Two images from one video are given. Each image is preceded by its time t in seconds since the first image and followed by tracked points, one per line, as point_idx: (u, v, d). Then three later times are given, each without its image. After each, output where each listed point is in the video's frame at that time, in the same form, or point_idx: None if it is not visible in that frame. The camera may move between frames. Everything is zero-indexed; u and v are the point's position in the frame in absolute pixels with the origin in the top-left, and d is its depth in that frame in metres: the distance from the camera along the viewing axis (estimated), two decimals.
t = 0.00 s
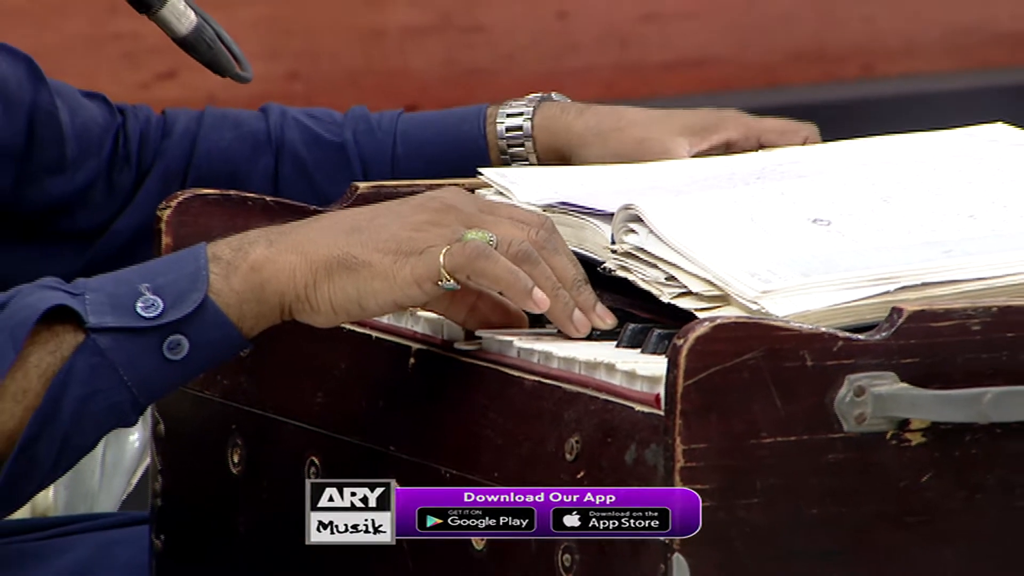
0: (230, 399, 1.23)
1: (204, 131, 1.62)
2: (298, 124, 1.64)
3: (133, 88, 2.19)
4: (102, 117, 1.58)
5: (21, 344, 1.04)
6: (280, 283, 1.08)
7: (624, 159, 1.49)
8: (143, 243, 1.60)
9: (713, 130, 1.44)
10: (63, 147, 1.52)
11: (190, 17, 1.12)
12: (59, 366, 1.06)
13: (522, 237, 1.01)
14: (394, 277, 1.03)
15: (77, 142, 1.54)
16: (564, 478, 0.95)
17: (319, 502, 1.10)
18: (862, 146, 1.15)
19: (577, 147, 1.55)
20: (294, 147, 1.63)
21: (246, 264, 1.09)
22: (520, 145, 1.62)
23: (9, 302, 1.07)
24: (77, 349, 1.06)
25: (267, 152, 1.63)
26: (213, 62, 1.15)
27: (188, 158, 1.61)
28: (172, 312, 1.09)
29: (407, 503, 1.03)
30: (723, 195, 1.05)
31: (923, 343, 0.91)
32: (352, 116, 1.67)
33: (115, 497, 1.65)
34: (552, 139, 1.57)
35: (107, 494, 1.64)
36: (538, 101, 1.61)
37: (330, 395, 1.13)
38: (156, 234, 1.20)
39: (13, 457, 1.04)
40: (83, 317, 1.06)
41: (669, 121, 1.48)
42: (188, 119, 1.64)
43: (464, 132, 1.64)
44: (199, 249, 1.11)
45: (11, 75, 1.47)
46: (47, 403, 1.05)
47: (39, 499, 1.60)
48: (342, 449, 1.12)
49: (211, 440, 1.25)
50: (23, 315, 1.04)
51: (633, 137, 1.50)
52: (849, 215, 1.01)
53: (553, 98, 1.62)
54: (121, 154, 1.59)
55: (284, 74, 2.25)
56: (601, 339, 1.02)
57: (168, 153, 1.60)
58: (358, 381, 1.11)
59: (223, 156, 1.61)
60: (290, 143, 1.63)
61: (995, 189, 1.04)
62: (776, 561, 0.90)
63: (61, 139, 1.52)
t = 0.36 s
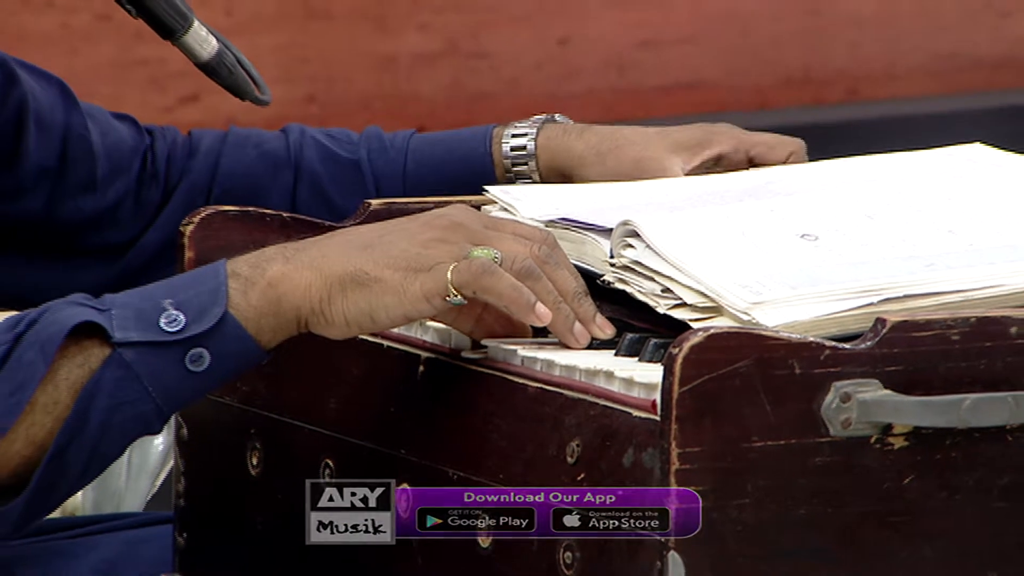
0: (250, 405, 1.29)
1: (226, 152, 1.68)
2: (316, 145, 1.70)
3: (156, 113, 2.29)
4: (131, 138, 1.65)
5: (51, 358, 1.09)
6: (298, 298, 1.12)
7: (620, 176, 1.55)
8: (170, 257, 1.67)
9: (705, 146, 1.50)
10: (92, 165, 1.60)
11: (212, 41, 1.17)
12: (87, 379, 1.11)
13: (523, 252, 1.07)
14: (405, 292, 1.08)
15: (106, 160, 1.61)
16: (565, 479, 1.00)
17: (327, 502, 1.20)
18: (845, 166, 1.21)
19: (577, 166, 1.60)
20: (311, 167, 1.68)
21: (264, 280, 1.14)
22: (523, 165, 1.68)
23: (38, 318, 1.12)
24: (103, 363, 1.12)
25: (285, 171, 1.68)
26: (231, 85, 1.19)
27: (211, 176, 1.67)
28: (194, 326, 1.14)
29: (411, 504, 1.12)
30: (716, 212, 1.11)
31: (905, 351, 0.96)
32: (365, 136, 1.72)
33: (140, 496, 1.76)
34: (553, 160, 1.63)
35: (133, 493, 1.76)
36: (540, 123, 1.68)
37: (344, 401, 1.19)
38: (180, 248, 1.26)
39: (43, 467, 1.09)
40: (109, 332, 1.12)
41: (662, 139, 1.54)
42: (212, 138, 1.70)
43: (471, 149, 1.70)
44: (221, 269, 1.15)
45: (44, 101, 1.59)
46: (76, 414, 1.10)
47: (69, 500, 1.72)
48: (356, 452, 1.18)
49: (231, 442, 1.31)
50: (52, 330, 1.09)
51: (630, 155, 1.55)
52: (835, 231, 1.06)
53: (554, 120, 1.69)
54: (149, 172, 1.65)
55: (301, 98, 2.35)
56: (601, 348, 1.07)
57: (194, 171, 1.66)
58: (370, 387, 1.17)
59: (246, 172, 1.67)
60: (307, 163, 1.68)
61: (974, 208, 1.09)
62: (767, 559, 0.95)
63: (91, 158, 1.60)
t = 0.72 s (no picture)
0: (272, 405, 1.35)
1: (252, 161, 1.74)
2: (339, 153, 1.76)
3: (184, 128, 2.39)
4: (162, 147, 1.72)
5: (83, 364, 1.15)
6: (318, 303, 1.18)
7: (626, 188, 1.59)
8: (197, 263, 1.72)
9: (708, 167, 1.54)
10: (127, 173, 1.68)
11: (236, 63, 1.23)
12: (118, 384, 1.17)
13: (532, 261, 1.13)
14: (419, 300, 1.14)
15: (140, 168, 1.69)
16: (569, 474, 1.06)
17: (344, 500, 1.26)
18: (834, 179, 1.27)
19: (584, 177, 1.64)
20: (335, 173, 1.75)
21: (284, 287, 1.20)
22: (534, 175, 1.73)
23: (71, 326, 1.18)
24: (133, 368, 1.18)
25: (309, 178, 1.75)
26: (256, 104, 1.25)
27: (240, 184, 1.73)
28: (218, 333, 1.20)
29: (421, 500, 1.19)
30: (713, 223, 1.17)
31: (892, 354, 1.02)
32: (385, 146, 1.78)
33: (167, 492, 1.84)
34: (562, 171, 1.68)
35: (161, 489, 1.84)
36: (550, 135, 1.72)
37: (361, 402, 1.25)
38: (206, 257, 1.33)
39: (80, 466, 1.16)
40: (139, 339, 1.18)
41: (668, 156, 1.59)
42: (241, 147, 1.76)
43: (481, 162, 1.75)
44: (243, 278, 1.21)
45: (81, 114, 1.67)
46: (107, 418, 1.17)
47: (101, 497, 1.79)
48: (372, 451, 1.24)
49: (255, 441, 1.37)
50: (85, 338, 1.15)
51: (633, 169, 1.59)
52: (826, 241, 1.12)
53: (564, 134, 1.72)
54: (181, 179, 1.72)
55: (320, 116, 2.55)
56: (604, 351, 1.13)
57: (223, 178, 1.72)
58: (385, 389, 1.23)
59: (269, 183, 1.74)
60: (331, 169, 1.75)
61: (958, 219, 1.15)
62: (762, 551, 1.01)
63: (126, 166, 1.68)
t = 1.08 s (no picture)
0: (292, 408, 1.41)
1: (273, 177, 1.81)
2: (355, 171, 1.82)
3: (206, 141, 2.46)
4: (188, 163, 1.79)
5: (114, 368, 1.21)
6: (337, 309, 1.24)
7: (622, 204, 1.66)
8: (223, 272, 1.79)
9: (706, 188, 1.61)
10: (155, 189, 1.74)
11: (259, 82, 1.30)
12: (148, 386, 1.23)
13: (541, 270, 1.20)
14: (434, 305, 1.20)
15: (167, 183, 1.75)
16: (574, 472, 1.12)
17: (363, 497, 1.33)
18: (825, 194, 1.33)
19: (589, 190, 1.71)
20: (351, 191, 1.81)
21: (304, 294, 1.26)
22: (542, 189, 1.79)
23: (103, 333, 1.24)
24: (161, 371, 1.24)
25: (326, 196, 1.80)
26: (278, 120, 1.31)
27: (260, 199, 1.80)
28: (243, 337, 1.25)
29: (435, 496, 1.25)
30: (711, 234, 1.23)
31: (880, 359, 1.08)
32: (399, 163, 1.84)
33: (194, 489, 1.90)
34: (569, 184, 1.74)
35: (188, 487, 1.90)
36: (557, 151, 1.77)
37: (378, 404, 1.31)
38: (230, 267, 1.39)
39: (110, 463, 1.22)
40: (167, 343, 1.24)
41: (667, 175, 1.66)
42: (261, 164, 1.83)
43: (492, 177, 1.80)
44: (267, 286, 1.27)
45: (112, 131, 1.74)
46: (136, 419, 1.23)
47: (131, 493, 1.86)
48: (388, 451, 1.30)
49: (276, 441, 1.43)
50: (115, 343, 1.22)
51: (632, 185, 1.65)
52: (817, 252, 1.18)
53: (571, 151, 1.78)
54: (206, 195, 1.79)
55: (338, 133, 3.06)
56: (607, 356, 1.19)
57: (245, 193, 1.79)
58: (400, 392, 1.29)
59: (288, 199, 1.80)
60: (347, 187, 1.81)
61: (943, 231, 1.21)
62: (758, 546, 1.07)
63: (154, 181, 1.74)
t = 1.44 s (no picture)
0: (314, 412, 1.47)
1: (293, 194, 1.86)
2: (371, 188, 1.87)
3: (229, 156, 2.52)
4: (215, 178, 1.85)
5: (145, 375, 1.26)
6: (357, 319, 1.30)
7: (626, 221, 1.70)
8: (249, 282, 1.85)
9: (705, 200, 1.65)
10: (184, 205, 1.80)
11: (283, 105, 1.37)
12: (176, 393, 1.28)
13: (550, 280, 1.26)
14: (450, 315, 1.25)
15: (195, 198, 1.82)
16: (582, 473, 1.18)
17: (381, 497, 1.39)
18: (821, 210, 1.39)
19: (591, 210, 1.75)
20: (367, 209, 1.86)
21: (325, 305, 1.31)
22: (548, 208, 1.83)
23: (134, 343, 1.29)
24: (188, 379, 1.29)
25: (343, 212, 1.86)
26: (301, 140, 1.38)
27: (282, 212, 1.85)
28: (266, 346, 1.30)
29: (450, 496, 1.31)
30: (711, 248, 1.29)
31: (873, 367, 1.14)
32: (411, 180, 1.90)
33: (222, 488, 1.97)
34: (572, 204, 1.79)
35: (215, 486, 1.96)
36: (561, 170, 1.82)
37: (395, 409, 1.37)
38: (255, 279, 1.45)
39: (140, 466, 1.27)
40: (195, 352, 1.29)
41: (668, 189, 1.70)
42: (283, 179, 1.88)
43: (501, 195, 1.86)
44: (289, 298, 1.32)
45: (144, 147, 1.81)
46: (164, 424, 1.28)
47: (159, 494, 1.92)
48: (405, 453, 1.36)
49: (298, 444, 1.50)
50: (146, 351, 1.26)
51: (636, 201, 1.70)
52: (812, 264, 1.24)
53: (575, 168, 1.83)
54: (231, 210, 1.84)
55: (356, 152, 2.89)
56: (612, 363, 1.25)
57: (268, 208, 1.85)
58: (416, 397, 1.35)
59: (307, 215, 1.85)
60: (363, 205, 1.86)
61: (931, 246, 1.27)
62: (755, 543, 1.13)
63: (183, 197, 1.80)
